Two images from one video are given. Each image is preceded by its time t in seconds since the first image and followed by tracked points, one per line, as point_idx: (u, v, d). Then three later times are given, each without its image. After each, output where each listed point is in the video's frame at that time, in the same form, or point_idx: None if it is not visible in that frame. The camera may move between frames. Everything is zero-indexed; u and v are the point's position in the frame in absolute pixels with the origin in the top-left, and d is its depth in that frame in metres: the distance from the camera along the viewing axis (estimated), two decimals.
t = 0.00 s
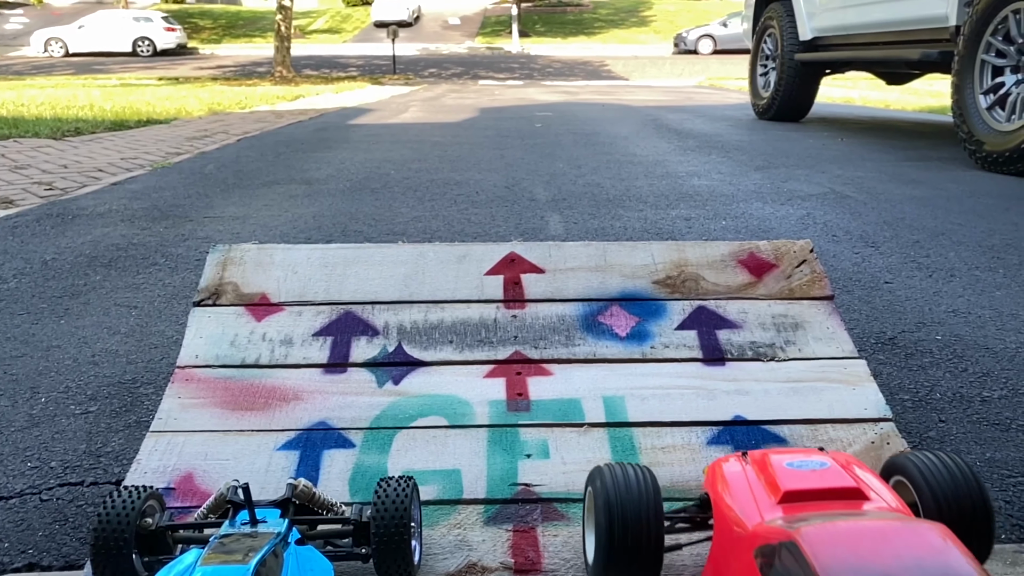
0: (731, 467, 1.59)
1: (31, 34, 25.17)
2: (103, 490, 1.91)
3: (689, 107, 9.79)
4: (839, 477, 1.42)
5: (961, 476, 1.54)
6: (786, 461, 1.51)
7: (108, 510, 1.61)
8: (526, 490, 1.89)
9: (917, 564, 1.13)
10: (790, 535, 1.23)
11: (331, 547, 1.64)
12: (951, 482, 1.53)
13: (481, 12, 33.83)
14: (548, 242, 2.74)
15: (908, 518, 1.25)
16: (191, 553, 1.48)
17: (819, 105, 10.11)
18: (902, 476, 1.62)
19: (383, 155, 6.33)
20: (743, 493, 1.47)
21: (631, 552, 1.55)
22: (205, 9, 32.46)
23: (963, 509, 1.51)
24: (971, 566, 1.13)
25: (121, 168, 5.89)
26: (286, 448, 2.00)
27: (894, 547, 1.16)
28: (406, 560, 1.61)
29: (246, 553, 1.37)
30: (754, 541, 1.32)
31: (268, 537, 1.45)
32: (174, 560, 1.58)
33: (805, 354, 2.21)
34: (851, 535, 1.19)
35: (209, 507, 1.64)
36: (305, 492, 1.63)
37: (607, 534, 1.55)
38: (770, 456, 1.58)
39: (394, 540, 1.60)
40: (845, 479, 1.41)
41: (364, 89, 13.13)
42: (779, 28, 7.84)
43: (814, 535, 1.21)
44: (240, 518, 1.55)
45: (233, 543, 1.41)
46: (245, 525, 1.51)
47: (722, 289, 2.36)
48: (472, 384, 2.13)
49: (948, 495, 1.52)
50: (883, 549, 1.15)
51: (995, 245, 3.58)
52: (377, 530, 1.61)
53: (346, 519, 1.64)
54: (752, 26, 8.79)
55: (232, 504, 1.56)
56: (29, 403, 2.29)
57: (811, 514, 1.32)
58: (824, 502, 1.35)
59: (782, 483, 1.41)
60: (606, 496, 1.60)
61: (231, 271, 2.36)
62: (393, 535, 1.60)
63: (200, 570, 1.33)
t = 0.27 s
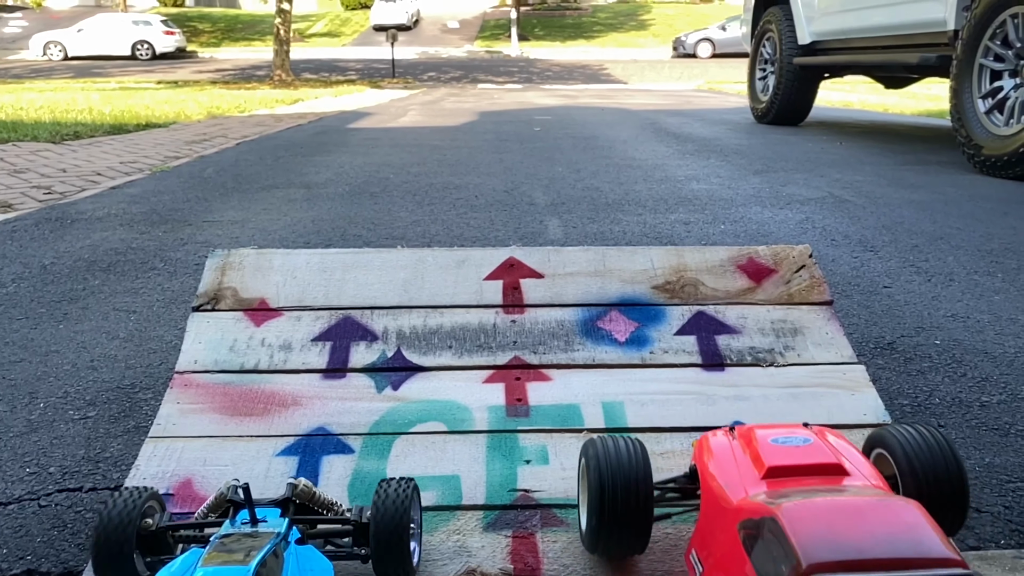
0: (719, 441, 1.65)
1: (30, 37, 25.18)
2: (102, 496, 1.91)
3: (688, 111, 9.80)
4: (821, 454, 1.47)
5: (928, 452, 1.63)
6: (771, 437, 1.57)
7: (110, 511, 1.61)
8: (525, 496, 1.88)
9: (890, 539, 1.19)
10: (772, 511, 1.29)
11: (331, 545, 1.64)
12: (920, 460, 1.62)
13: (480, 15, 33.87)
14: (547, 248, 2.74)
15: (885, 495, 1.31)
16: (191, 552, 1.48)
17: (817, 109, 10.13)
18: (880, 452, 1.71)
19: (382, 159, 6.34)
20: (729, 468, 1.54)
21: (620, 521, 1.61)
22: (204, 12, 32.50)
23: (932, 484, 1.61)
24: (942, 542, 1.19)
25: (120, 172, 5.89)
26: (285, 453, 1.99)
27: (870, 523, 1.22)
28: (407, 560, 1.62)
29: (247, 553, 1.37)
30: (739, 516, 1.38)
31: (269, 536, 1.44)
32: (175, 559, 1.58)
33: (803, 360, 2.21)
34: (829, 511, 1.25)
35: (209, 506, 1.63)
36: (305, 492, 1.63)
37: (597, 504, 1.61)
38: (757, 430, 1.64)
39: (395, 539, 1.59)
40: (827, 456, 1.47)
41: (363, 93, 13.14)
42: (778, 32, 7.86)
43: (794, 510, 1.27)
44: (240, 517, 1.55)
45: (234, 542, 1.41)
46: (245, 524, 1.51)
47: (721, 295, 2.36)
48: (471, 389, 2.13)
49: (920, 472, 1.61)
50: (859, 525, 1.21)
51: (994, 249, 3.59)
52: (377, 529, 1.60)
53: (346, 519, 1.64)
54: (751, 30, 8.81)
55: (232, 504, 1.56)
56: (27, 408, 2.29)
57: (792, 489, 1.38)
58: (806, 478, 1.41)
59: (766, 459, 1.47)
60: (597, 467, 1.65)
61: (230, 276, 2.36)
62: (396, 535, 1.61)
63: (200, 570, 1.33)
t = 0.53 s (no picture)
0: (708, 415, 1.67)
1: (30, 40, 25.23)
2: (101, 500, 1.91)
3: (687, 114, 9.82)
4: (808, 432, 1.49)
5: (919, 428, 1.70)
6: (759, 413, 1.59)
7: (120, 499, 1.62)
8: (524, 501, 1.84)
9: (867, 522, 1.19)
10: (754, 490, 1.30)
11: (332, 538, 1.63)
12: (907, 433, 1.68)
13: (479, 19, 33.93)
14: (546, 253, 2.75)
15: (866, 476, 1.32)
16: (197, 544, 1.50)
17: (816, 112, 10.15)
18: (863, 425, 1.77)
19: (382, 163, 6.35)
20: (717, 443, 1.56)
21: (613, 486, 1.66)
22: (204, 14, 32.52)
23: (915, 457, 1.67)
24: (918, 524, 1.20)
25: (120, 176, 5.89)
26: (284, 459, 1.97)
27: (849, 505, 1.22)
28: (411, 553, 1.60)
29: (252, 544, 1.38)
30: (725, 494, 1.40)
31: (274, 528, 1.46)
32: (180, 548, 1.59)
33: (802, 365, 2.21)
34: (811, 490, 1.26)
35: (217, 499, 1.66)
36: (309, 486, 1.63)
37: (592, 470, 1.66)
38: (746, 404, 1.67)
39: (399, 533, 1.57)
40: (813, 435, 1.48)
41: (363, 96, 13.17)
42: (777, 35, 7.87)
43: (776, 490, 1.27)
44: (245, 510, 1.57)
45: (238, 533, 1.42)
46: (250, 516, 1.52)
47: (720, 300, 2.37)
48: (471, 394, 2.13)
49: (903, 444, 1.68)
50: (838, 507, 1.22)
51: (993, 253, 3.59)
52: (382, 523, 1.59)
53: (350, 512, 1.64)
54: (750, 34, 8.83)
55: (238, 496, 1.57)
56: (27, 412, 2.29)
57: (775, 467, 1.39)
58: (792, 456, 1.42)
59: (753, 436, 1.48)
60: (591, 435, 1.69)
61: (230, 281, 2.37)
62: (397, 529, 1.58)
63: (206, 559, 1.34)
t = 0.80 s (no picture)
0: (697, 390, 1.77)
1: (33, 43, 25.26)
2: (102, 507, 1.91)
3: (688, 118, 9.82)
4: (791, 407, 1.58)
5: (902, 403, 1.81)
6: (746, 388, 1.68)
7: (128, 487, 1.68)
8: (525, 508, 1.82)
9: (843, 489, 1.29)
10: (739, 460, 1.39)
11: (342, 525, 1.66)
12: (890, 407, 1.80)
13: (481, 22, 33.96)
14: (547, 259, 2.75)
15: (843, 447, 1.41)
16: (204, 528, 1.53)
17: (817, 116, 10.15)
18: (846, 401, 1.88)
19: (383, 166, 6.35)
20: (704, 416, 1.65)
21: (604, 457, 1.76)
22: (207, 17, 32.56)
23: (894, 431, 1.78)
24: (891, 492, 1.30)
25: (121, 179, 5.89)
26: (284, 465, 1.95)
27: (827, 474, 1.32)
28: (411, 542, 1.62)
29: (257, 529, 1.41)
30: (711, 463, 1.50)
31: (279, 513, 1.49)
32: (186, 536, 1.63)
33: (804, 372, 2.21)
34: (791, 461, 1.35)
35: (223, 488, 1.70)
36: (314, 476, 1.65)
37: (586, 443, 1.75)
38: (733, 380, 1.76)
39: (400, 522, 1.59)
40: (796, 409, 1.57)
41: (364, 99, 13.18)
42: (778, 39, 7.87)
43: (759, 461, 1.37)
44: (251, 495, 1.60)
45: (244, 519, 1.45)
46: (256, 502, 1.55)
47: (722, 306, 2.36)
48: (471, 401, 2.13)
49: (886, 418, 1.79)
50: (817, 476, 1.32)
51: (994, 259, 3.59)
52: (386, 512, 1.61)
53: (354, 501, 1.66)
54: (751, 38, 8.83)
55: (245, 485, 1.60)
56: (27, 417, 2.29)
57: (759, 439, 1.48)
58: (774, 429, 1.52)
59: (739, 410, 1.57)
60: (586, 409, 1.78)
61: (231, 286, 2.36)
62: (397, 518, 1.60)
63: (211, 544, 1.37)
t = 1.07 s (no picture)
0: (686, 365, 1.90)
1: (34, 47, 25.30)
2: (100, 514, 1.90)
3: (689, 122, 9.83)
4: (772, 381, 1.72)
5: (884, 375, 1.93)
6: (731, 363, 1.81)
7: (141, 472, 1.72)
8: (524, 518, 1.82)
9: (819, 459, 1.43)
10: (723, 433, 1.53)
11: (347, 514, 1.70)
12: (874, 378, 1.92)
13: (481, 26, 33.99)
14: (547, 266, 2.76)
15: (821, 420, 1.55)
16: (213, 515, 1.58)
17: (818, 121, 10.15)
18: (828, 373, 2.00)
19: (383, 171, 6.35)
20: (691, 388, 1.79)
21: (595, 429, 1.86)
22: (208, 21, 32.60)
23: (875, 401, 1.91)
24: (862, 461, 1.44)
25: (122, 183, 5.90)
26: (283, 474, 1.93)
27: (804, 445, 1.46)
28: (413, 525, 1.66)
29: (263, 513, 1.45)
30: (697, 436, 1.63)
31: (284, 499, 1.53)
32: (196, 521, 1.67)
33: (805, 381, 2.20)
34: (772, 433, 1.49)
35: (230, 475, 1.73)
36: (319, 462, 1.69)
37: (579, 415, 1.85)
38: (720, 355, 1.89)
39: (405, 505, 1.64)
40: (777, 384, 1.70)
41: (365, 103, 13.19)
42: (778, 45, 7.88)
43: (741, 433, 1.50)
44: (258, 484, 1.64)
45: (250, 503, 1.49)
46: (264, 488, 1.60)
47: (722, 314, 2.37)
48: (470, 409, 2.12)
49: (870, 388, 1.91)
50: (795, 448, 1.45)
51: (994, 265, 3.58)
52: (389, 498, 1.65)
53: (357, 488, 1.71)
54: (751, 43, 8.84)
55: (251, 472, 1.65)
56: (26, 424, 2.29)
57: (743, 412, 1.62)
58: (757, 402, 1.65)
59: (725, 384, 1.70)
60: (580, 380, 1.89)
61: (231, 294, 2.37)
62: (400, 504, 1.65)
63: (218, 527, 1.41)
